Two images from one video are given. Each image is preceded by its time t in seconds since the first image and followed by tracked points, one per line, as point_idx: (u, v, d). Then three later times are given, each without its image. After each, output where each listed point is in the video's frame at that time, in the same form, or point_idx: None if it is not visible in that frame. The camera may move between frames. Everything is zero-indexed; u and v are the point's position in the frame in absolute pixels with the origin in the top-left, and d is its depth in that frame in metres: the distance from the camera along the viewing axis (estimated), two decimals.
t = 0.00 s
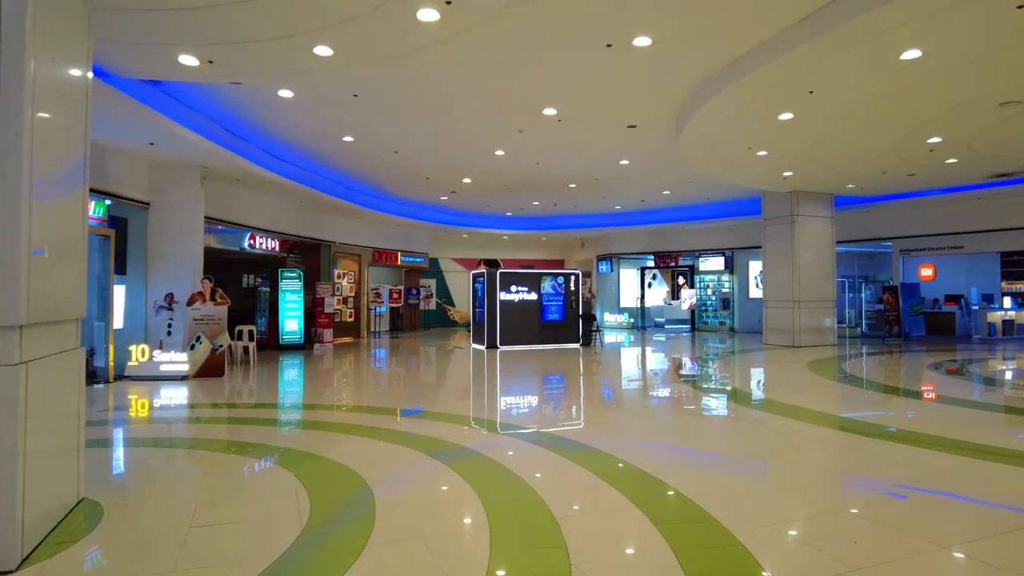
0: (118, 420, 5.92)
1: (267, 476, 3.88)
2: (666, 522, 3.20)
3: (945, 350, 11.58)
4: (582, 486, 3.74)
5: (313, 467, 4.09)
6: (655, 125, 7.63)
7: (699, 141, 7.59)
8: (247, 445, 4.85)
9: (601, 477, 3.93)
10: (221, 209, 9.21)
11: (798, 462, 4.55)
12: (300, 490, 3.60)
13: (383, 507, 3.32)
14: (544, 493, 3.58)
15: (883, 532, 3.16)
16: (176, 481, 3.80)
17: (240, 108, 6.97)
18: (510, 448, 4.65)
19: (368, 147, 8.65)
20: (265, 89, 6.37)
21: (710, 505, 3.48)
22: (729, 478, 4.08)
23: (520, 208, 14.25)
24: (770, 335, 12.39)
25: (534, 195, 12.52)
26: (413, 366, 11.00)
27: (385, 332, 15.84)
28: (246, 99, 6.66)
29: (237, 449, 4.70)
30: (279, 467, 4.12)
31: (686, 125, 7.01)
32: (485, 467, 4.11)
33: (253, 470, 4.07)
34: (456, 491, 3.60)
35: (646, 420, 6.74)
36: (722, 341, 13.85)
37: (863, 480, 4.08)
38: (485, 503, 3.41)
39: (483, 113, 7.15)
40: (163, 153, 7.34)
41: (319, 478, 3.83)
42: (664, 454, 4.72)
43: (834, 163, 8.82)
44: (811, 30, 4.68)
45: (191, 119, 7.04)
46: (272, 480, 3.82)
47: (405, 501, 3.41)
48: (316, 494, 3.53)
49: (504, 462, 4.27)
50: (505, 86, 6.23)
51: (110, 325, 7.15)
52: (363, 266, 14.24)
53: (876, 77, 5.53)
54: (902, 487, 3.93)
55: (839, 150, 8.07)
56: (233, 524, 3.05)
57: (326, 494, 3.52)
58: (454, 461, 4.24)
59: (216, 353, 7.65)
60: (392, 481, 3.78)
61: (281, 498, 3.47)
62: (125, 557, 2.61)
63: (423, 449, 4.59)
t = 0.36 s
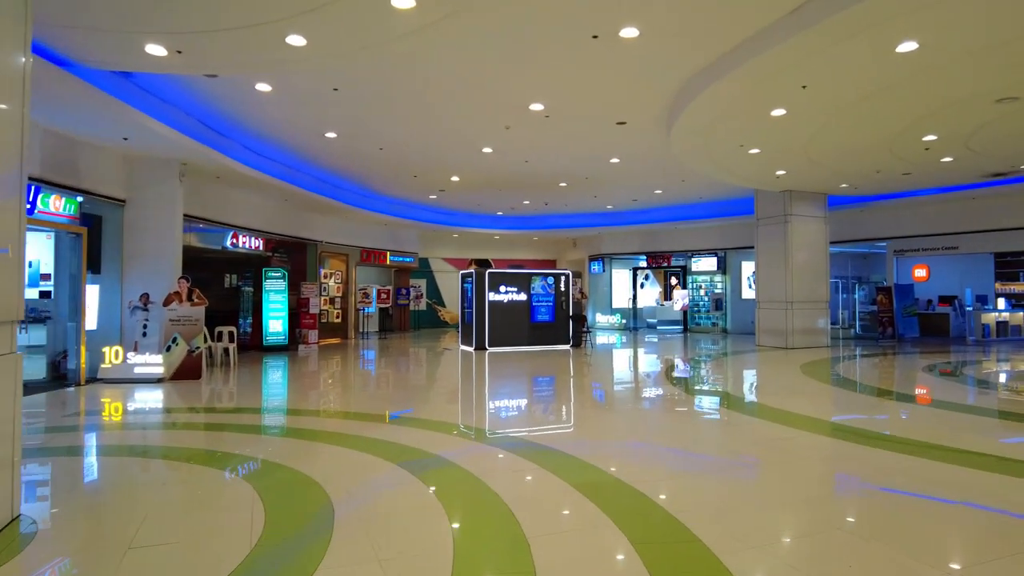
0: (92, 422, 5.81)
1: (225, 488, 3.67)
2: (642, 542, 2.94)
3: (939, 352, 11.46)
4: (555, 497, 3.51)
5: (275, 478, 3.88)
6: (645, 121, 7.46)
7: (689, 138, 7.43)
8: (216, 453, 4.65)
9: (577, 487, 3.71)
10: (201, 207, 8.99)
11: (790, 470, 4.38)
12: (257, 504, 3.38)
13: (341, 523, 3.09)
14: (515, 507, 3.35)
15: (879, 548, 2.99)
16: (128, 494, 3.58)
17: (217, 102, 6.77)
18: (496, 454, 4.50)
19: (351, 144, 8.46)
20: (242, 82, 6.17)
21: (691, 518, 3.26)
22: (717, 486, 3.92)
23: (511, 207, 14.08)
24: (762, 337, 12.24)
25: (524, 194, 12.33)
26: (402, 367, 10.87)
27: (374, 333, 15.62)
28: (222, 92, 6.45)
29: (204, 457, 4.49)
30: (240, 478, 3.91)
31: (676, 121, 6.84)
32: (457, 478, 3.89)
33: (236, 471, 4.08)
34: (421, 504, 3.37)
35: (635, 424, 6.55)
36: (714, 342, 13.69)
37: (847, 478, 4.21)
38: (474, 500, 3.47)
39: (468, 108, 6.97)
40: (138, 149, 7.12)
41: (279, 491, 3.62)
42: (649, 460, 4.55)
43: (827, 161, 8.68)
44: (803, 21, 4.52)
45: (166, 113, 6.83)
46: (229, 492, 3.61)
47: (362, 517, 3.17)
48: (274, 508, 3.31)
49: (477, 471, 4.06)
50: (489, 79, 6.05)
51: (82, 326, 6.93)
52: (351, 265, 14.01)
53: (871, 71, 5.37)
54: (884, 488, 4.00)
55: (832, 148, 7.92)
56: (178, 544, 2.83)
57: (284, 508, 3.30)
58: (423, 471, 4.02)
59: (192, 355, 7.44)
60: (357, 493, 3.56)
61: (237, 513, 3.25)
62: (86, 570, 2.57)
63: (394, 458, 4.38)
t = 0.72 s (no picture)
0: (58, 428, 5.56)
1: (171, 503, 3.44)
2: (615, 573, 2.63)
3: (927, 353, 11.41)
4: (521, 515, 3.24)
5: (226, 492, 3.63)
6: (629, 116, 7.34)
7: (675, 134, 7.31)
8: (179, 459, 4.45)
9: (550, 502, 3.44)
10: (177, 204, 8.78)
11: (775, 475, 4.24)
12: (200, 523, 3.14)
13: (300, 542, 2.89)
14: (479, 527, 3.07)
15: (863, 556, 2.87)
16: (76, 507, 3.40)
17: (189, 97, 6.58)
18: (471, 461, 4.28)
19: (331, 141, 8.30)
20: (214, 75, 6.00)
21: (668, 536, 3.04)
22: (698, 493, 3.77)
23: (497, 207, 13.94)
24: (750, 337, 12.13)
25: (510, 193, 12.19)
26: (386, 368, 10.69)
27: (359, 334, 15.41)
28: (193, 86, 6.27)
29: (164, 466, 4.29)
30: (191, 490, 3.68)
31: (661, 117, 6.72)
32: (420, 493, 3.60)
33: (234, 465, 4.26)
34: (395, 513, 3.25)
35: (619, 425, 6.41)
36: (703, 343, 13.59)
37: (837, 482, 4.10)
38: (449, 513, 3.28)
39: (448, 102, 6.81)
40: (108, 145, 6.92)
41: (229, 506, 3.38)
42: (629, 466, 4.40)
43: (814, 159, 8.59)
44: (786, 11, 4.41)
45: (135, 108, 6.63)
46: (173, 508, 3.37)
47: (309, 544, 2.87)
48: (217, 530, 3.06)
49: (443, 481, 3.81)
50: (469, 71, 5.90)
51: (46, 328, 6.70)
52: (335, 265, 13.80)
53: (856, 64, 5.28)
54: (873, 491, 3.90)
55: (820, 145, 7.82)
56: (106, 573, 2.58)
57: (227, 531, 3.04)
58: (386, 483, 3.75)
59: (164, 357, 7.25)
60: (313, 511, 3.30)
61: (176, 534, 3.01)
62: None
63: (361, 468, 4.14)
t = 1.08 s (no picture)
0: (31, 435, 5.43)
1: (118, 525, 3.17)
2: None
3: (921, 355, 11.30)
4: (489, 545, 2.97)
5: (181, 512, 3.36)
6: (617, 114, 7.20)
7: (664, 133, 7.17)
8: (143, 471, 4.25)
9: (523, 529, 3.16)
10: (157, 205, 8.59)
11: (764, 485, 4.09)
12: (141, 553, 2.84)
13: (284, 551, 2.86)
14: (457, 544, 2.95)
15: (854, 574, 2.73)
16: (25, 525, 3.21)
17: (165, 94, 6.40)
18: (442, 476, 4.05)
19: (314, 140, 8.14)
20: (189, 71, 5.81)
21: (650, 559, 2.85)
22: (685, 505, 3.61)
23: (488, 208, 13.79)
24: (743, 340, 11.99)
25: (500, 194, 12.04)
26: (374, 372, 10.52)
27: (348, 337, 15.22)
28: (166, 83, 6.08)
29: (124, 478, 4.09)
30: (144, 510, 3.41)
31: (650, 115, 6.57)
32: (401, 505, 3.48)
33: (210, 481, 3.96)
34: (381, 523, 3.21)
35: (606, 430, 6.25)
36: (695, 345, 13.45)
37: (828, 486, 4.07)
38: (435, 522, 3.23)
39: (433, 98, 6.66)
40: (81, 144, 6.72)
41: (181, 530, 3.11)
42: (613, 477, 4.24)
43: (805, 159, 8.45)
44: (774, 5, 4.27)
45: (107, 105, 6.43)
46: (118, 532, 3.09)
47: (279, 561, 2.75)
48: (157, 562, 2.75)
49: (410, 502, 3.54)
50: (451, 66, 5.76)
51: (15, 333, 6.49)
52: (322, 267, 13.62)
53: (847, 61, 5.15)
54: (862, 494, 3.89)
55: (812, 145, 7.70)
56: None
57: (166, 564, 2.72)
58: (364, 496, 3.61)
59: (140, 362, 7.04)
60: (270, 539, 3.01)
61: (109, 568, 2.70)
62: None
63: (325, 485, 3.85)
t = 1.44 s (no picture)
0: (13, 438, 5.29)
1: (74, 539, 2.95)
2: None
3: (927, 357, 11.10)
4: (471, 565, 2.71)
5: (149, 524, 3.16)
6: (616, 109, 7.02)
7: (664, 128, 6.98)
8: (117, 479, 4.06)
9: (510, 548, 2.88)
10: (147, 203, 8.41)
11: (767, 492, 3.90)
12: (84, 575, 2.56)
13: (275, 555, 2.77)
14: (451, 549, 2.86)
15: None
16: None
17: (149, 87, 6.22)
18: (423, 486, 3.78)
19: (307, 136, 7.97)
20: (172, 62, 5.63)
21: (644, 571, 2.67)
22: (683, 515, 3.41)
23: (487, 207, 13.61)
24: (745, 341, 11.79)
25: (499, 192, 11.86)
26: (372, 372, 10.35)
27: (346, 337, 15.05)
28: (149, 74, 5.89)
29: (93, 487, 3.88)
30: (104, 525, 3.16)
31: (649, 109, 6.38)
32: (387, 512, 3.36)
33: (188, 487, 3.75)
34: (373, 526, 3.13)
35: (605, 434, 6.05)
36: (697, 346, 13.26)
37: (831, 493, 3.88)
38: (431, 525, 3.15)
39: (427, 91, 6.47)
40: (64, 138, 6.54)
41: (144, 545, 2.89)
42: (609, 484, 4.04)
43: (810, 156, 8.25)
44: None
45: (89, 98, 6.25)
46: (68, 550, 2.83)
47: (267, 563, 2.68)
48: None
49: (389, 517, 3.28)
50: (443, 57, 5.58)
51: None
52: (319, 266, 13.45)
53: (854, 52, 4.95)
54: (870, 500, 3.72)
55: (817, 141, 7.51)
56: None
57: None
58: (358, 500, 3.52)
59: (126, 363, 6.88)
60: (242, 559, 2.72)
61: None
62: None
63: (308, 491, 3.68)
